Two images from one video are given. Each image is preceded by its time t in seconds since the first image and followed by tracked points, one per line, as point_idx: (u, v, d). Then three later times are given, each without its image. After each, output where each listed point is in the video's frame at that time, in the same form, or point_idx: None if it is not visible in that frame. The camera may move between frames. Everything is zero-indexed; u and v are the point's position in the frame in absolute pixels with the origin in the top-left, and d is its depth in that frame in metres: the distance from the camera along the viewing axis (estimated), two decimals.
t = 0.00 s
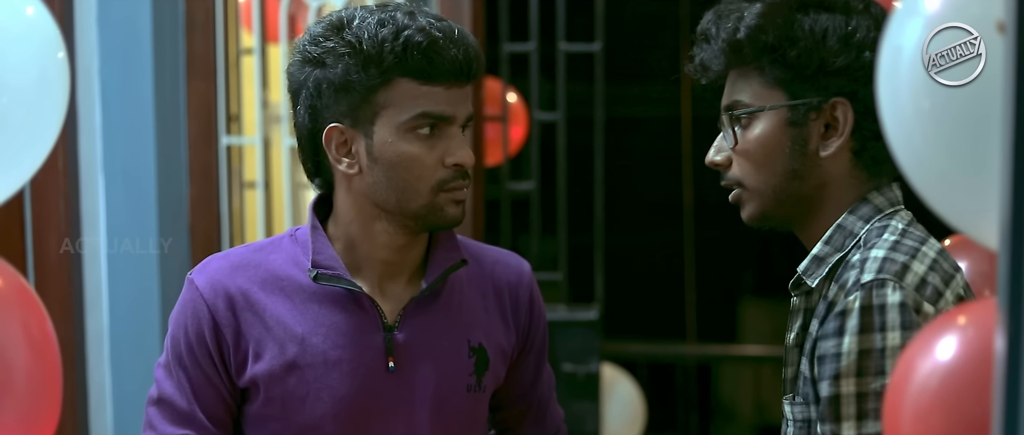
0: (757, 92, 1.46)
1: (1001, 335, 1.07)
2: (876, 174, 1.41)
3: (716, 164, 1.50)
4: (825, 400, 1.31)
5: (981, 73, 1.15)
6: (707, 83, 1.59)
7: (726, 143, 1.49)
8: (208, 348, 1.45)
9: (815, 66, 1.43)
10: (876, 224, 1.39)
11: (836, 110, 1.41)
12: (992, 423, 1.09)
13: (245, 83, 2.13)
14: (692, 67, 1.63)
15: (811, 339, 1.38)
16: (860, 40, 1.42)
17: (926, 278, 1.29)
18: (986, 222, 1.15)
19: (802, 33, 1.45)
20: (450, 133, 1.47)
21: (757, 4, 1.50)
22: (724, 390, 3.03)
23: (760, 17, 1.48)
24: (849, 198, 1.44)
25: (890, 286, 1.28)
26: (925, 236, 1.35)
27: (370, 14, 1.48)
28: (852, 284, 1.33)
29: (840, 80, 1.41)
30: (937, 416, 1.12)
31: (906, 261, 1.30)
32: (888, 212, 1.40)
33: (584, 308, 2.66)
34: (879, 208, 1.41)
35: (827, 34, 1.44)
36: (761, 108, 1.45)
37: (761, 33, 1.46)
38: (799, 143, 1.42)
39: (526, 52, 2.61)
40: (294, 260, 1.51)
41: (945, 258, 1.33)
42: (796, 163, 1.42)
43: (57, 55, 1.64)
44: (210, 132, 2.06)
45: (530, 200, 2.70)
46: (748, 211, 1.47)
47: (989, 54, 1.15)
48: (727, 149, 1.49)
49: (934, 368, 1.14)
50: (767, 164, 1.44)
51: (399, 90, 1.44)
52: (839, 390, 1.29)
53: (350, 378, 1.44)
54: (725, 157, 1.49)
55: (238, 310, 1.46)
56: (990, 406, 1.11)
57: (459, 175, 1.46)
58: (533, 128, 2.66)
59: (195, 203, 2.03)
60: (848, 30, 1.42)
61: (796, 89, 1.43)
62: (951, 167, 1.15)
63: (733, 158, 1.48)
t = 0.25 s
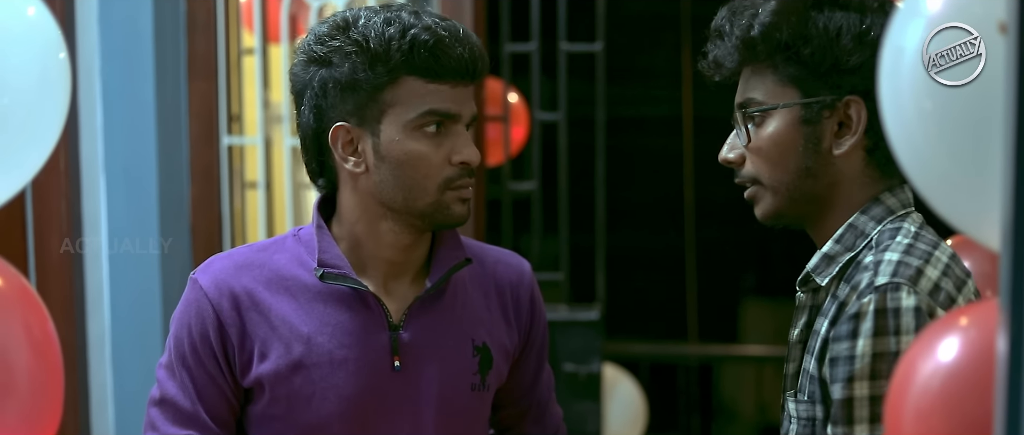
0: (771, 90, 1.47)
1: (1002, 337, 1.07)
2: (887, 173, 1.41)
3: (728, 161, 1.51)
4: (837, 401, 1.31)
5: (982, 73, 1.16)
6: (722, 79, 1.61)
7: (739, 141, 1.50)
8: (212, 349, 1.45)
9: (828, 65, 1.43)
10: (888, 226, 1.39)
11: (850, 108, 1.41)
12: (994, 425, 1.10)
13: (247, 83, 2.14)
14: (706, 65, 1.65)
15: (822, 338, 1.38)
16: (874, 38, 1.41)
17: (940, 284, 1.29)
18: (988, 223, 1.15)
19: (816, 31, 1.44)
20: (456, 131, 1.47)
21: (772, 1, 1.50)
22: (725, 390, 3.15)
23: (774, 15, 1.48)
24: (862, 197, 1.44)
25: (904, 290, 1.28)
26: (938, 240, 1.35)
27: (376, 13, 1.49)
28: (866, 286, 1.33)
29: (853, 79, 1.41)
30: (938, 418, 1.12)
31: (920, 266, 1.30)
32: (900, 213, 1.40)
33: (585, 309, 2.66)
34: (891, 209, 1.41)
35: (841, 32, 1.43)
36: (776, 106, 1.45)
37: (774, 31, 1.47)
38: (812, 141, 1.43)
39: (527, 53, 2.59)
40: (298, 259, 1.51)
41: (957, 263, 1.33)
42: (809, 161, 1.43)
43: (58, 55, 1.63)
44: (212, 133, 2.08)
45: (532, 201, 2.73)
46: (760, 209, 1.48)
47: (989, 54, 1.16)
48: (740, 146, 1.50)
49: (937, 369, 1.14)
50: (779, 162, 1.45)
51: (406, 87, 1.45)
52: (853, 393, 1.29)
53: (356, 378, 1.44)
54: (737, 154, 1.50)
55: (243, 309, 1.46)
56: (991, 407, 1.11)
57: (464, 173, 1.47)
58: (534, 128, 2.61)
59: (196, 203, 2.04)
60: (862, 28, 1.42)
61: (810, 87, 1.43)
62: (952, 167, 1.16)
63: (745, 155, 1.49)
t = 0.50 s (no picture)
0: (772, 88, 1.47)
1: (1008, 338, 1.07)
2: (885, 177, 1.40)
3: (728, 156, 1.52)
4: (851, 406, 1.28)
5: (981, 73, 1.15)
6: (725, 74, 1.61)
7: (738, 136, 1.51)
8: (218, 350, 1.45)
9: (830, 68, 1.42)
10: (888, 226, 1.38)
11: (848, 111, 1.41)
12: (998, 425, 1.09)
13: (250, 82, 2.13)
14: (711, 57, 1.65)
15: (828, 341, 1.36)
16: (877, 43, 1.41)
17: (942, 283, 1.28)
18: (993, 225, 1.15)
19: (820, 33, 1.44)
20: (462, 130, 1.47)
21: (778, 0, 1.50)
22: (727, 389, 3.14)
23: (780, 14, 1.48)
24: (862, 200, 1.43)
25: (908, 289, 1.26)
26: (938, 240, 1.34)
27: (383, 13, 1.49)
28: (868, 288, 1.32)
29: (854, 82, 1.40)
30: (942, 420, 1.12)
31: (922, 266, 1.28)
32: (900, 214, 1.39)
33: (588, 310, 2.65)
34: (892, 210, 1.40)
35: (844, 36, 1.43)
36: (775, 104, 1.45)
37: (779, 30, 1.47)
38: (808, 142, 1.42)
39: (531, 52, 2.51)
40: (304, 259, 1.51)
41: (958, 262, 1.32)
42: (805, 161, 1.43)
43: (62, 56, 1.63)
44: (216, 133, 2.07)
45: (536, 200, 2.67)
46: (755, 205, 1.48)
47: (989, 54, 1.15)
48: (739, 142, 1.51)
49: (940, 370, 1.13)
50: (775, 160, 1.45)
51: (412, 86, 1.45)
52: (866, 396, 1.26)
53: (362, 378, 1.43)
54: (736, 150, 1.51)
55: (249, 310, 1.46)
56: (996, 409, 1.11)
57: (471, 172, 1.47)
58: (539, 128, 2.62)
59: (199, 204, 2.05)
60: (866, 32, 1.42)
61: (811, 88, 1.43)
62: (957, 168, 1.15)
63: (743, 150, 1.50)
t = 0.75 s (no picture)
0: (755, 97, 1.48)
1: (1012, 339, 1.06)
2: (877, 176, 1.42)
3: (720, 167, 1.53)
4: (847, 396, 1.30)
5: (981, 73, 1.15)
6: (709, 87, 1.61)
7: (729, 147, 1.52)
8: (220, 350, 1.44)
9: (808, 72, 1.44)
10: (881, 222, 1.40)
11: (830, 113, 1.43)
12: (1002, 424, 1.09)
13: (251, 81, 2.12)
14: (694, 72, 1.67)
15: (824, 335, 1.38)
16: (852, 44, 1.43)
17: (934, 271, 1.30)
18: (999, 224, 1.14)
19: (795, 38, 1.46)
20: (466, 128, 1.47)
21: (754, 10, 1.51)
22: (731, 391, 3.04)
23: (755, 23, 1.50)
24: (854, 198, 1.44)
25: (899, 278, 1.29)
26: (930, 233, 1.35)
27: (387, 10, 1.49)
28: (861, 278, 1.34)
29: (833, 84, 1.43)
30: (946, 419, 1.12)
31: (914, 255, 1.31)
32: (893, 210, 1.41)
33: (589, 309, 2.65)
34: (884, 207, 1.41)
35: (820, 39, 1.45)
36: (759, 113, 1.47)
37: (755, 40, 1.48)
38: (795, 147, 1.44)
39: (533, 52, 2.47)
40: (306, 259, 1.51)
41: (952, 253, 1.33)
42: (793, 166, 1.44)
43: (63, 55, 1.63)
44: (217, 131, 2.07)
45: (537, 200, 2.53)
46: (751, 214, 1.50)
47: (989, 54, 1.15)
48: (730, 152, 1.52)
49: (944, 371, 1.13)
50: (765, 168, 1.46)
51: (416, 84, 1.45)
52: (862, 385, 1.28)
53: (366, 378, 1.43)
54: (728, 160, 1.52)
55: (252, 310, 1.45)
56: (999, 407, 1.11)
57: (475, 170, 1.47)
58: (539, 128, 2.51)
59: (199, 205, 2.06)
60: (840, 34, 1.44)
61: (792, 93, 1.45)
62: (960, 168, 1.15)
63: (734, 161, 1.51)
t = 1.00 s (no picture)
0: (750, 108, 1.46)
1: (1016, 341, 1.04)
2: (875, 175, 1.41)
3: (716, 180, 1.50)
4: (847, 384, 1.29)
5: (981, 73, 1.15)
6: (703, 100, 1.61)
7: (725, 159, 1.49)
8: (225, 352, 1.44)
9: (803, 78, 1.42)
10: (883, 218, 1.38)
11: (829, 118, 1.41)
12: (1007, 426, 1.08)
13: (255, 84, 2.15)
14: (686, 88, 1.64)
15: (828, 329, 1.37)
16: (846, 47, 1.42)
17: (937, 260, 1.28)
18: (1002, 225, 1.13)
19: (788, 45, 1.44)
20: (472, 130, 1.47)
21: (743, 21, 1.50)
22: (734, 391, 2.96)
23: (746, 35, 1.48)
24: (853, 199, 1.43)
25: (901, 266, 1.27)
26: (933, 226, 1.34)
27: (394, 12, 1.49)
28: (864, 268, 1.33)
29: (829, 89, 1.41)
30: (950, 421, 1.11)
31: (916, 244, 1.29)
32: (894, 207, 1.39)
33: (593, 310, 2.65)
34: (886, 204, 1.40)
35: (813, 45, 1.43)
36: (756, 123, 1.45)
37: (748, 51, 1.46)
38: (795, 155, 1.42)
39: (537, 53, 2.53)
40: (310, 261, 1.51)
41: (955, 244, 1.32)
42: (793, 174, 1.42)
43: (65, 56, 1.62)
44: (221, 133, 2.10)
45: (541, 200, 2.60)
46: (752, 224, 1.47)
47: (989, 54, 1.15)
48: (726, 164, 1.49)
49: (949, 373, 1.13)
50: (766, 178, 1.44)
51: (422, 86, 1.45)
52: (861, 373, 1.27)
53: (370, 379, 1.43)
54: (724, 172, 1.49)
55: (256, 312, 1.45)
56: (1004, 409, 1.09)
57: (480, 172, 1.47)
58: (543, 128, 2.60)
59: (203, 204, 2.08)
60: (833, 39, 1.43)
61: (787, 101, 1.43)
62: (965, 169, 1.14)
63: (732, 173, 1.48)
